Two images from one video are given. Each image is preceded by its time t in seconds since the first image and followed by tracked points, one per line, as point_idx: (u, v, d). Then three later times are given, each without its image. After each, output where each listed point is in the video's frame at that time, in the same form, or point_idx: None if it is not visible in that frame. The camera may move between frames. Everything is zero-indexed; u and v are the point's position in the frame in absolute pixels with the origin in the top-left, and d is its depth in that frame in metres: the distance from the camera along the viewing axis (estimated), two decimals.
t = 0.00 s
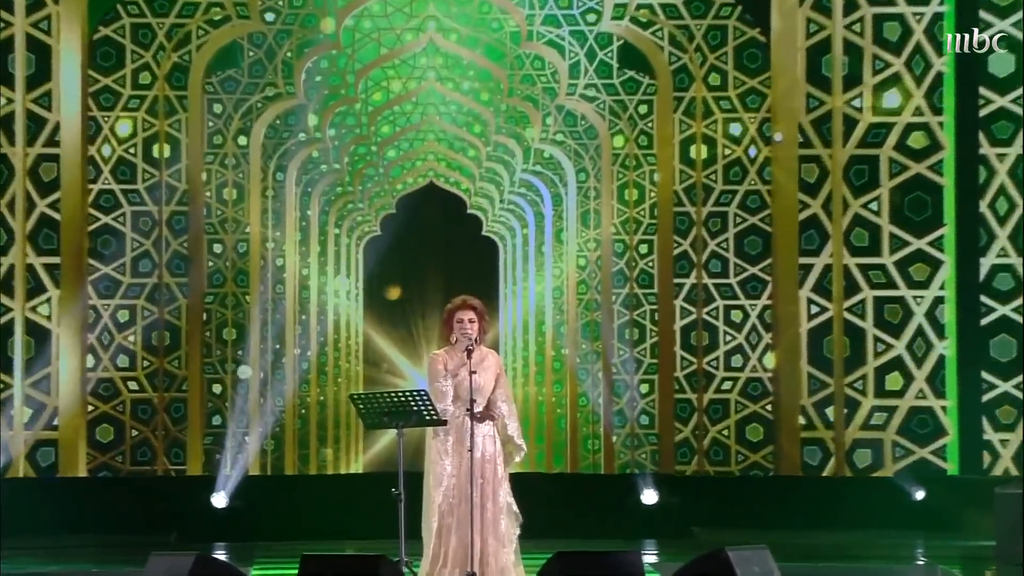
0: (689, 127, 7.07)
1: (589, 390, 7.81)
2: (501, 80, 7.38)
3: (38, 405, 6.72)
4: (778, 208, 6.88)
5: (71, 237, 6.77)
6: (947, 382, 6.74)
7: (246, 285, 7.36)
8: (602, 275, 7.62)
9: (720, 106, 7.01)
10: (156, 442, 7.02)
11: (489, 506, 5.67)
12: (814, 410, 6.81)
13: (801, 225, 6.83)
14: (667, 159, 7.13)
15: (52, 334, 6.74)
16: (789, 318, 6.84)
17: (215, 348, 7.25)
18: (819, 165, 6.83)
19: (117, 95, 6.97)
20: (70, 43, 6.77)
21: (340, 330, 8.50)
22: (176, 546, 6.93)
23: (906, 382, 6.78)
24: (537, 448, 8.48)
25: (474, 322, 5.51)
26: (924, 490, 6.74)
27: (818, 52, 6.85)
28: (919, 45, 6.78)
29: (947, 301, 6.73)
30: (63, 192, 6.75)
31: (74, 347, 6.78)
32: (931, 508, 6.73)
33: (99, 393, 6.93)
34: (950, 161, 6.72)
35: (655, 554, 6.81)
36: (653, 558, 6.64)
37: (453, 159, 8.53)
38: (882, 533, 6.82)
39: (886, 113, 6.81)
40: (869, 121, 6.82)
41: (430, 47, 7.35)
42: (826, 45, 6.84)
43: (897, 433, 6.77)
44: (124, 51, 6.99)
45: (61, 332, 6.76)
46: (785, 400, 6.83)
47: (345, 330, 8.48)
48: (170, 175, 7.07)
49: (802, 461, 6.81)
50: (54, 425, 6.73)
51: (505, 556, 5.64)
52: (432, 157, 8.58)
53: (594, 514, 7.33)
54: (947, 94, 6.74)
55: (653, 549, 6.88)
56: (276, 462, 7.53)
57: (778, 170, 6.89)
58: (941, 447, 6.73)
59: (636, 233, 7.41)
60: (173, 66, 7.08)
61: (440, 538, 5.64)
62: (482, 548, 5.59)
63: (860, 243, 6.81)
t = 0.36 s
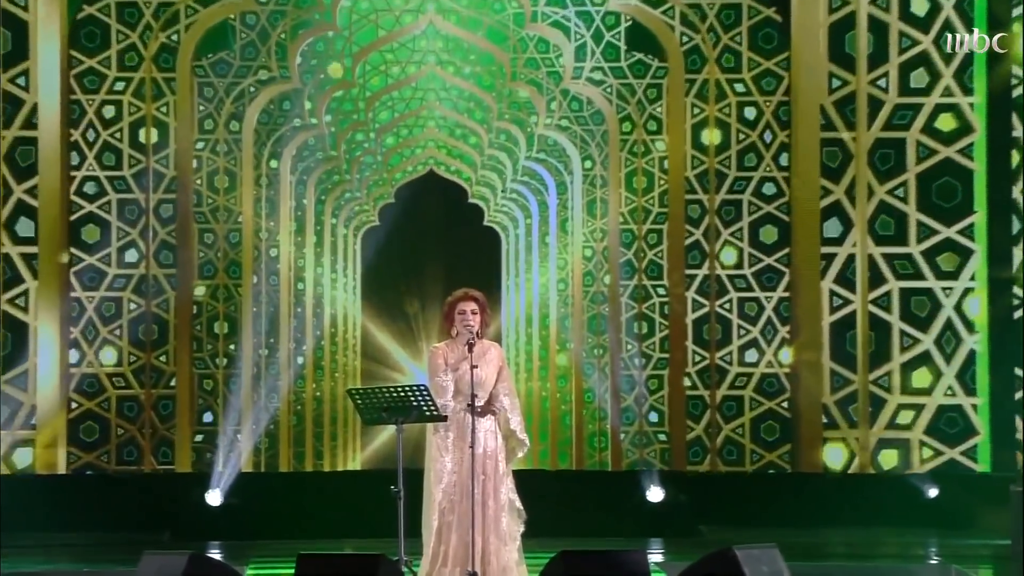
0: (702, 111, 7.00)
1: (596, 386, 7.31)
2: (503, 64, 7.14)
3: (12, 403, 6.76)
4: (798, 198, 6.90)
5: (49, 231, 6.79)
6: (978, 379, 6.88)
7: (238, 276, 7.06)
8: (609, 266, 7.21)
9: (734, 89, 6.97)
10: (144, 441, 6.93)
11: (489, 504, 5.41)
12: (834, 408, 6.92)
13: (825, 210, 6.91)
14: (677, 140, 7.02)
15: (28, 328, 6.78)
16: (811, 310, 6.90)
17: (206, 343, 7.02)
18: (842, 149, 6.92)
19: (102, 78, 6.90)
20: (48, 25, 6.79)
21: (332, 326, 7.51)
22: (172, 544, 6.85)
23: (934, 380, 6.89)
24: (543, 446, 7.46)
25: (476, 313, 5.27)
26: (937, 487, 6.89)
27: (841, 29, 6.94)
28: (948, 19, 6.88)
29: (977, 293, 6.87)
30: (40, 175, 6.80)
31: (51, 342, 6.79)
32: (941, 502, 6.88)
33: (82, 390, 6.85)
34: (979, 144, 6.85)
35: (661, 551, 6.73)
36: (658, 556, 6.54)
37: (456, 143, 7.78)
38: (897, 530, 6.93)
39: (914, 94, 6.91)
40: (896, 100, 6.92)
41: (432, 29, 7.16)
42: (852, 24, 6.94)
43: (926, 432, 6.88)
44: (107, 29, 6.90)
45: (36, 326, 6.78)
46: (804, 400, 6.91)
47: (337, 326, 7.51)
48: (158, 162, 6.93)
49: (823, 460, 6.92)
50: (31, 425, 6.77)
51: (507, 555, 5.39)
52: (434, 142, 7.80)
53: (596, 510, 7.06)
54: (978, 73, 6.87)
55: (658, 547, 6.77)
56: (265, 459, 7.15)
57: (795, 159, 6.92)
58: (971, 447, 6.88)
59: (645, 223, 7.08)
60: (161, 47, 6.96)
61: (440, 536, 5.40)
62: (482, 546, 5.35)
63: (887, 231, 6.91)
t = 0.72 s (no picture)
0: (717, 95, 6.76)
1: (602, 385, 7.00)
2: (507, 49, 6.91)
3: None
4: (821, 188, 6.62)
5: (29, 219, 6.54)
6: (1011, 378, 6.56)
7: (231, 269, 6.82)
8: (617, 257, 6.99)
9: (750, 72, 6.74)
10: (131, 442, 6.64)
11: (493, 506, 5.15)
12: (858, 408, 6.63)
13: (849, 197, 6.63)
14: (690, 126, 6.77)
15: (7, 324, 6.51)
16: (835, 305, 6.63)
17: (197, 339, 6.75)
18: (868, 133, 6.64)
19: (87, 60, 6.66)
20: (24, 7, 6.53)
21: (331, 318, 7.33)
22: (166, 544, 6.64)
23: (964, 379, 6.59)
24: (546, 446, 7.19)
25: (477, 306, 5.03)
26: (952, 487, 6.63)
27: (866, 7, 6.66)
28: None
29: (1011, 286, 6.56)
30: (16, 161, 6.53)
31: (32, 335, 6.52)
32: (960, 504, 6.64)
33: (67, 389, 6.60)
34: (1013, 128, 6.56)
35: (668, 551, 6.52)
36: (666, 556, 6.30)
37: (456, 133, 7.62)
38: (917, 533, 6.67)
39: (944, 75, 6.63)
40: (926, 82, 6.64)
41: (433, 13, 6.89)
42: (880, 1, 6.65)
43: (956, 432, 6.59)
44: (92, 9, 6.66)
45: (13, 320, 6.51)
46: (826, 399, 6.62)
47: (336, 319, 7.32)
48: (146, 148, 6.69)
49: (848, 461, 6.64)
50: (8, 425, 6.49)
51: (511, 557, 5.13)
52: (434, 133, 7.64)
53: (601, 511, 6.83)
54: (1011, 52, 6.59)
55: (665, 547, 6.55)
56: (259, 460, 6.86)
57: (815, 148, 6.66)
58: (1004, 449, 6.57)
59: (655, 213, 6.85)
60: (149, 28, 6.71)
61: (439, 535, 5.15)
62: (484, 546, 5.11)
63: (916, 220, 6.62)
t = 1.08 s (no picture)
0: (733, 77, 6.48)
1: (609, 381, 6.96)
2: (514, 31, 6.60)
3: None
4: (847, 175, 6.32)
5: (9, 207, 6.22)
6: None
7: (223, 260, 6.61)
8: (625, 248, 6.80)
9: (767, 53, 6.44)
10: (117, 441, 6.37)
11: (495, 503, 4.90)
12: (886, 407, 6.32)
13: (877, 183, 6.31)
14: (705, 109, 6.49)
15: None
16: (860, 298, 6.31)
17: (188, 332, 6.51)
18: (897, 114, 6.31)
19: (70, 40, 6.36)
20: None
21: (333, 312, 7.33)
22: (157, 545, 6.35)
23: (998, 374, 6.28)
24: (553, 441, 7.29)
25: (482, 298, 4.80)
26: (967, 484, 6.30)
27: None
28: None
29: None
30: None
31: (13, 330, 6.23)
32: (982, 503, 6.32)
33: (51, 385, 6.31)
34: None
35: (677, 550, 6.26)
36: (676, 557, 6.02)
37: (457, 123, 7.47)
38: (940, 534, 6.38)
39: (977, 53, 6.28)
40: (957, 60, 6.30)
41: None
42: None
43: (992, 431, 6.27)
44: None
45: None
46: (852, 395, 6.31)
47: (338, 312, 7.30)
48: (132, 133, 6.42)
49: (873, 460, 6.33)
50: None
51: (514, 556, 4.88)
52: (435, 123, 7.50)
53: (607, 508, 6.63)
54: None
55: (674, 547, 6.28)
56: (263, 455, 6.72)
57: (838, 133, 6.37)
58: None
59: (666, 201, 6.62)
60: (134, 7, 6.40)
61: (442, 535, 4.90)
62: (487, 545, 4.86)
63: (949, 207, 6.29)
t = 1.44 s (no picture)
0: (752, 58, 6.36)
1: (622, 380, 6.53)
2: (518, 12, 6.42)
3: None
4: (877, 162, 6.24)
5: None
6: None
7: (218, 251, 6.37)
8: (638, 238, 6.48)
9: (788, 33, 6.34)
10: (104, 441, 6.23)
11: (504, 502, 4.65)
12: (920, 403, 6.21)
13: (912, 168, 6.23)
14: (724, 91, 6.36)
15: None
16: (893, 291, 6.22)
17: (182, 327, 6.33)
18: (933, 94, 6.23)
19: (56, 19, 6.26)
20: None
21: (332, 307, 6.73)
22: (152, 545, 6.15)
23: None
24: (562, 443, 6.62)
25: (487, 290, 4.58)
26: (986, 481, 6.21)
27: None
28: None
29: None
30: None
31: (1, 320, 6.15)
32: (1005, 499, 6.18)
33: (35, 381, 6.20)
34: None
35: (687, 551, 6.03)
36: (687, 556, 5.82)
37: (463, 105, 6.84)
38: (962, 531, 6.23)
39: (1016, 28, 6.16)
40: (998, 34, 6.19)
41: None
42: None
43: None
44: None
45: None
46: (868, 392, 6.23)
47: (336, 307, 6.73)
48: (121, 117, 6.30)
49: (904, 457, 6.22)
50: None
51: (521, 556, 4.64)
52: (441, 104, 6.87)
53: (614, 506, 6.35)
54: None
55: (684, 546, 6.07)
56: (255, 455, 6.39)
57: (866, 116, 6.26)
58: None
59: (681, 189, 6.40)
60: None
61: (448, 535, 4.65)
62: (493, 544, 4.62)
63: (987, 193, 6.20)
